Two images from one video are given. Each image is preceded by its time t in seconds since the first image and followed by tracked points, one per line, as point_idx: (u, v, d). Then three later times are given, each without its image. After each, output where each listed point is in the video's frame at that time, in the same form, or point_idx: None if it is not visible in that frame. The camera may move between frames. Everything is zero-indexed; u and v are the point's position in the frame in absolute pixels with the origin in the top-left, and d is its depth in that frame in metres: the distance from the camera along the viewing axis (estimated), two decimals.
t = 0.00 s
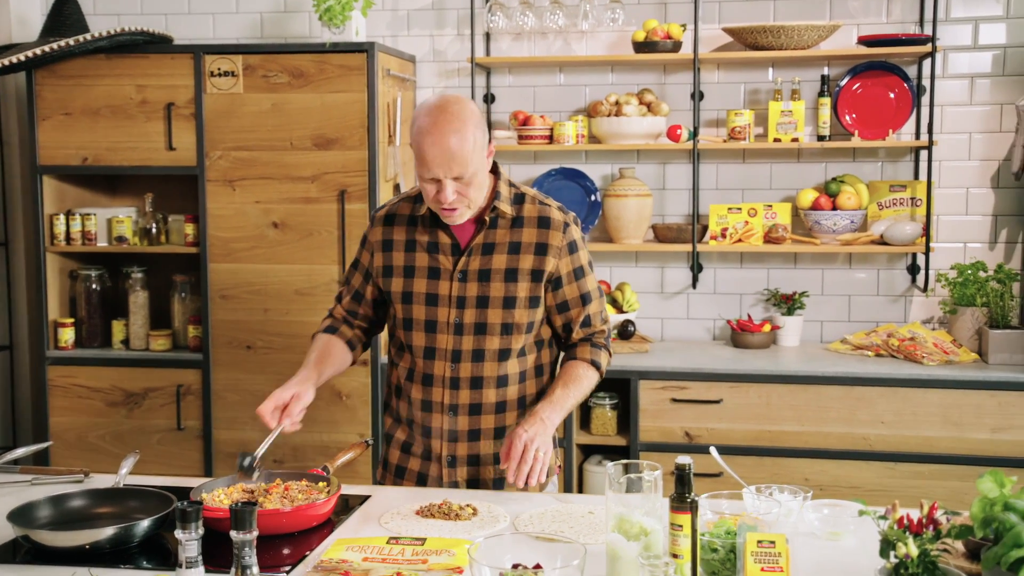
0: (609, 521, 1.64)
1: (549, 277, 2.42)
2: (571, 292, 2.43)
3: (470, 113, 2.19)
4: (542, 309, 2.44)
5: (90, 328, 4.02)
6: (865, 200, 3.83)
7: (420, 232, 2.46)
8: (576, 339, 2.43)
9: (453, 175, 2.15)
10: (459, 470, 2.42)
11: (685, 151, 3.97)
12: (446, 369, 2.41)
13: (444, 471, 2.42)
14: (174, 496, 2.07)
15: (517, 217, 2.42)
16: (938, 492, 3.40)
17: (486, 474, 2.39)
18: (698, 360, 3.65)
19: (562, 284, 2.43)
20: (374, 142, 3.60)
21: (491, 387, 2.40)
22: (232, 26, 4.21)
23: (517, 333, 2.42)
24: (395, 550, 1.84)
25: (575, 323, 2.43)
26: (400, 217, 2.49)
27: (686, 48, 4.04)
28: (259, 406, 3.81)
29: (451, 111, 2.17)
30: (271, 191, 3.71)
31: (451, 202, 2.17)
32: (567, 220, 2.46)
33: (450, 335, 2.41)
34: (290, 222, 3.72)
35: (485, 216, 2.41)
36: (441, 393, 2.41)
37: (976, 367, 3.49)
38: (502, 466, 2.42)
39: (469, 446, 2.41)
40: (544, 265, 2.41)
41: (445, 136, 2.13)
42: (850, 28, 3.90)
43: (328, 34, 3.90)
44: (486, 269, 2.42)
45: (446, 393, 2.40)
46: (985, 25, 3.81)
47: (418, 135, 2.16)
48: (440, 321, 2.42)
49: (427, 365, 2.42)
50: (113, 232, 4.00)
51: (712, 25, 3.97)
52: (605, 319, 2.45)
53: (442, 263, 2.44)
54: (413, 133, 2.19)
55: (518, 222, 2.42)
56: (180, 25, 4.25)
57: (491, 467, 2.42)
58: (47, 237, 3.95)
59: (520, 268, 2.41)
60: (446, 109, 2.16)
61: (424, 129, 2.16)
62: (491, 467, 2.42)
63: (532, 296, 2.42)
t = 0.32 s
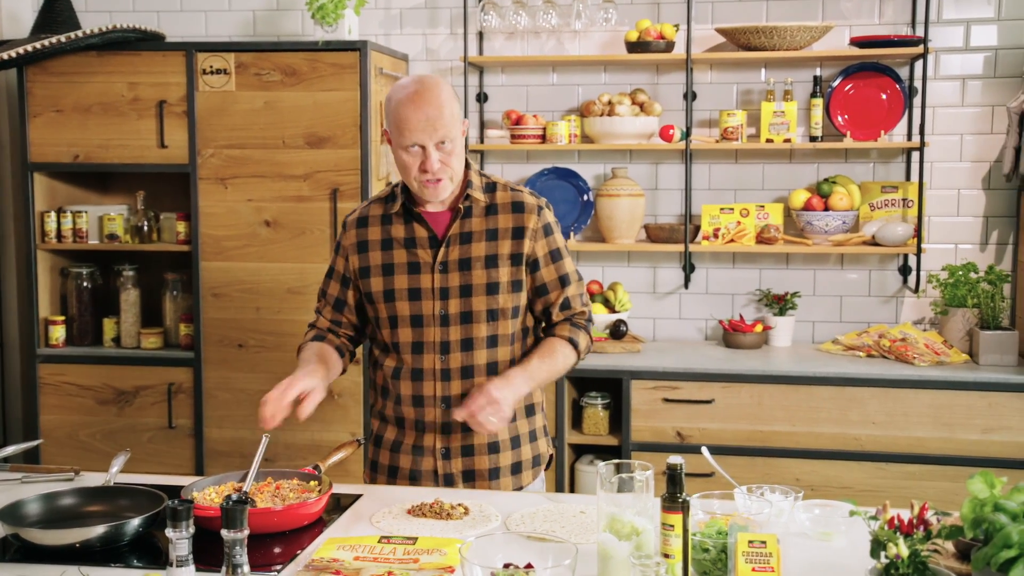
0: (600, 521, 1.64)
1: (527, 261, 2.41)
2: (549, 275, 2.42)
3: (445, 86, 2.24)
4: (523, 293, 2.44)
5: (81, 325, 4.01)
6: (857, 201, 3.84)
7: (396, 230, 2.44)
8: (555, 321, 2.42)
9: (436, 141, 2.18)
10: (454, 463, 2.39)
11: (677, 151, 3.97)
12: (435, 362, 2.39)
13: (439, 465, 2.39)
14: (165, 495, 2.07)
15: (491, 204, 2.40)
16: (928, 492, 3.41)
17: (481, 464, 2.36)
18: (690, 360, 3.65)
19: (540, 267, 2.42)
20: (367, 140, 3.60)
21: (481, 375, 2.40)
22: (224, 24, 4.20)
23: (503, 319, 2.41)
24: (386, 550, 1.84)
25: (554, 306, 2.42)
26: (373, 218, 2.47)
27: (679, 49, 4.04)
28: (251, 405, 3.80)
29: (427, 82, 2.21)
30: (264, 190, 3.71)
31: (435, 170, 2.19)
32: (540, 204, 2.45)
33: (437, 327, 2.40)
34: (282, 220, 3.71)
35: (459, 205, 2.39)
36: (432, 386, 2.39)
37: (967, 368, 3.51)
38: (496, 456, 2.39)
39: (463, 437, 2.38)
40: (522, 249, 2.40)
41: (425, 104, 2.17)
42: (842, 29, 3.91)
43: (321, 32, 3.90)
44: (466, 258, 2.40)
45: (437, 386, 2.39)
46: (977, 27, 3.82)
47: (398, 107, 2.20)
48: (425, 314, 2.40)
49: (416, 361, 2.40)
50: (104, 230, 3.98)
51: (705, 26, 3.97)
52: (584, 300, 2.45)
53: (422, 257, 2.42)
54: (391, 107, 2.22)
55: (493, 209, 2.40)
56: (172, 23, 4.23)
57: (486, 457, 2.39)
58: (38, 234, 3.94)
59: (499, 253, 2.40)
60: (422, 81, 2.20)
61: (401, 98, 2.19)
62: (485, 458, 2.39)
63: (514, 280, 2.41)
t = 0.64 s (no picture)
0: (604, 525, 1.63)
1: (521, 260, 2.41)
2: (537, 276, 2.42)
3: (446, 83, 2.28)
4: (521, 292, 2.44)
5: (84, 329, 4.01)
6: (861, 205, 3.84)
7: (394, 231, 2.42)
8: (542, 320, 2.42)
9: (433, 132, 2.20)
10: (458, 463, 2.39)
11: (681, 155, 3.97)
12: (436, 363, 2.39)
13: (443, 467, 2.38)
14: (168, 499, 2.07)
15: (487, 205, 2.41)
16: (932, 496, 3.40)
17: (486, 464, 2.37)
18: (694, 364, 3.65)
19: (531, 266, 2.41)
20: (369, 144, 3.60)
21: (483, 374, 2.38)
22: (227, 28, 4.21)
23: (501, 318, 2.42)
24: (389, 554, 1.83)
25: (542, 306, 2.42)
26: (369, 221, 2.45)
27: (682, 52, 4.04)
28: (255, 409, 3.80)
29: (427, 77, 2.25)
30: (266, 193, 3.71)
31: (430, 159, 2.20)
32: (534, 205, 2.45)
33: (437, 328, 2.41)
34: (286, 224, 3.71)
35: (456, 206, 2.39)
36: (434, 387, 2.37)
37: (970, 372, 3.50)
38: (501, 455, 2.39)
39: (466, 437, 2.38)
40: (519, 249, 2.40)
41: (422, 93, 2.20)
42: (846, 32, 3.91)
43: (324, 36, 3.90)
44: (465, 258, 2.40)
45: (439, 387, 2.37)
46: (981, 31, 3.82)
47: (396, 98, 2.23)
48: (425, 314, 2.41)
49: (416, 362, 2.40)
50: (108, 234, 3.99)
51: (707, 29, 3.98)
52: (574, 302, 2.43)
53: (420, 258, 2.41)
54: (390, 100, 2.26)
55: (489, 210, 2.41)
56: (175, 27, 4.24)
57: (489, 457, 2.39)
58: (42, 238, 3.95)
59: (497, 253, 2.40)
60: (421, 74, 2.23)
61: (400, 90, 2.23)
62: (489, 457, 2.39)
63: (511, 279, 2.41)
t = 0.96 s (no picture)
0: (602, 527, 1.63)
1: (553, 275, 2.41)
2: (581, 290, 2.45)
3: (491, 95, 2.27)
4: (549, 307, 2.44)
5: (83, 331, 4.01)
6: (860, 206, 3.84)
7: (424, 233, 2.41)
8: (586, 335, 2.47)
9: (481, 148, 2.20)
10: (471, 472, 2.38)
11: (680, 156, 3.97)
12: (455, 371, 2.37)
13: (456, 474, 2.37)
14: (166, 501, 2.06)
15: (522, 216, 2.40)
16: (931, 497, 3.40)
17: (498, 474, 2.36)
18: (693, 366, 3.65)
19: (573, 283, 2.44)
20: (368, 146, 3.60)
21: (501, 387, 2.36)
22: (226, 30, 4.21)
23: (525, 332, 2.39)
24: (388, 556, 1.83)
25: (587, 319, 2.46)
26: (400, 219, 2.44)
27: (681, 54, 4.04)
28: (254, 410, 3.80)
29: (473, 89, 2.24)
30: (265, 195, 3.71)
31: (479, 174, 2.20)
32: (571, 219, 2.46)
33: (459, 335, 2.38)
34: (284, 225, 3.71)
35: (491, 214, 2.39)
36: (451, 395, 2.37)
37: (969, 373, 3.50)
38: (515, 466, 2.39)
39: (480, 447, 2.37)
40: (551, 263, 2.40)
41: (469, 107, 2.20)
42: (845, 33, 3.91)
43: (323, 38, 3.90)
44: (494, 267, 2.39)
45: (456, 395, 2.36)
46: (979, 32, 3.82)
47: (443, 111, 2.22)
48: (448, 321, 2.38)
49: (435, 368, 2.38)
50: (107, 236, 3.98)
51: (706, 30, 3.98)
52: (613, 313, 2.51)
53: (448, 263, 2.40)
54: (435, 112, 2.24)
55: (523, 220, 2.40)
56: (174, 29, 4.24)
57: (503, 467, 2.38)
58: (40, 240, 3.95)
59: (528, 266, 2.39)
60: (466, 87, 2.24)
61: (447, 102, 2.22)
62: (503, 468, 2.38)
63: (541, 294, 2.41)
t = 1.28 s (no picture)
0: (597, 528, 1.64)
1: (621, 295, 2.30)
2: (660, 306, 2.29)
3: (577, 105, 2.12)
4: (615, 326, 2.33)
5: (78, 330, 4.00)
6: (856, 206, 3.84)
7: (493, 233, 2.34)
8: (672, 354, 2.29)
9: (569, 166, 2.06)
10: (512, 481, 2.33)
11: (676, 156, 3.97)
12: (506, 381, 2.31)
13: (497, 483, 2.33)
14: (161, 501, 2.06)
15: (597, 232, 2.28)
16: (926, 498, 3.41)
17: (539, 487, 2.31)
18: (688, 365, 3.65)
19: (650, 299, 2.29)
20: (365, 145, 3.60)
21: (550, 403, 2.31)
22: (223, 29, 4.20)
23: (584, 351, 2.31)
24: (382, 555, 1.83)
25: (674, 334, 2.28)
26: (471, 213, 2.37)
27: (677, 54, 4.04)
28: (249, 409, 3.79)
29: (558, 102, 2.09)
30: (261, 194, 3.70)
31: (566, 195, 2.07)
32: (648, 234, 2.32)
33: (515, 345, 2.31)
34: (280, 224, 3.71)
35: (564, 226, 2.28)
36: (499, 404, 2.31)
37: (965, 374, 3.50)
38: (557, 481, 2.33)
39: (522, 459, 2.32)
40: (621, 283, 2.29)
41: (557, 124, 2.06)
42: (841, 34, 3.92)
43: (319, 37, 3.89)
44: (560, 281, 2.30)
45: (504, 406, 2.31)
46: (975, 33, 3.82)
47: (528, 127, 2.08)
48: (505, 329, 2.31)
49: (487, 374, 2.33)
50: (102, 234, 3.98)
51: (703, 30, 3.98)
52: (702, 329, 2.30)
53: (513, 270, 2.32)
54: (519, 126, 2.11)
55: (596, 237, 2.28)
56: (171, 28, 4.23)
57: (545, 480, 2.32)
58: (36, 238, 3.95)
59: (595, 284, 2.29)
60: (553, 100, 2.09)
61: (532, 117, 2.08)
62: (544, 481, 2.32)
63: (605, 313, 2.31)
